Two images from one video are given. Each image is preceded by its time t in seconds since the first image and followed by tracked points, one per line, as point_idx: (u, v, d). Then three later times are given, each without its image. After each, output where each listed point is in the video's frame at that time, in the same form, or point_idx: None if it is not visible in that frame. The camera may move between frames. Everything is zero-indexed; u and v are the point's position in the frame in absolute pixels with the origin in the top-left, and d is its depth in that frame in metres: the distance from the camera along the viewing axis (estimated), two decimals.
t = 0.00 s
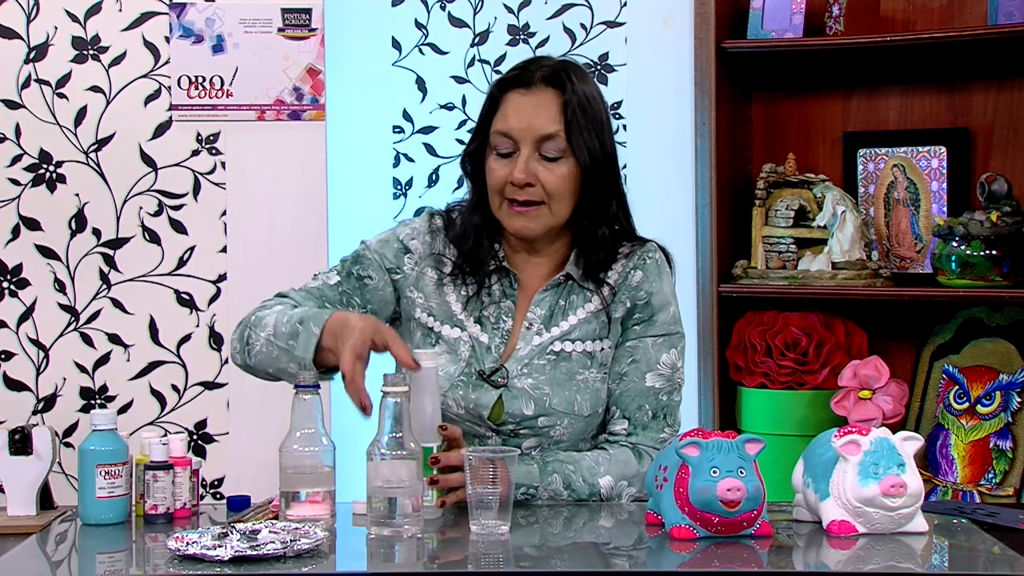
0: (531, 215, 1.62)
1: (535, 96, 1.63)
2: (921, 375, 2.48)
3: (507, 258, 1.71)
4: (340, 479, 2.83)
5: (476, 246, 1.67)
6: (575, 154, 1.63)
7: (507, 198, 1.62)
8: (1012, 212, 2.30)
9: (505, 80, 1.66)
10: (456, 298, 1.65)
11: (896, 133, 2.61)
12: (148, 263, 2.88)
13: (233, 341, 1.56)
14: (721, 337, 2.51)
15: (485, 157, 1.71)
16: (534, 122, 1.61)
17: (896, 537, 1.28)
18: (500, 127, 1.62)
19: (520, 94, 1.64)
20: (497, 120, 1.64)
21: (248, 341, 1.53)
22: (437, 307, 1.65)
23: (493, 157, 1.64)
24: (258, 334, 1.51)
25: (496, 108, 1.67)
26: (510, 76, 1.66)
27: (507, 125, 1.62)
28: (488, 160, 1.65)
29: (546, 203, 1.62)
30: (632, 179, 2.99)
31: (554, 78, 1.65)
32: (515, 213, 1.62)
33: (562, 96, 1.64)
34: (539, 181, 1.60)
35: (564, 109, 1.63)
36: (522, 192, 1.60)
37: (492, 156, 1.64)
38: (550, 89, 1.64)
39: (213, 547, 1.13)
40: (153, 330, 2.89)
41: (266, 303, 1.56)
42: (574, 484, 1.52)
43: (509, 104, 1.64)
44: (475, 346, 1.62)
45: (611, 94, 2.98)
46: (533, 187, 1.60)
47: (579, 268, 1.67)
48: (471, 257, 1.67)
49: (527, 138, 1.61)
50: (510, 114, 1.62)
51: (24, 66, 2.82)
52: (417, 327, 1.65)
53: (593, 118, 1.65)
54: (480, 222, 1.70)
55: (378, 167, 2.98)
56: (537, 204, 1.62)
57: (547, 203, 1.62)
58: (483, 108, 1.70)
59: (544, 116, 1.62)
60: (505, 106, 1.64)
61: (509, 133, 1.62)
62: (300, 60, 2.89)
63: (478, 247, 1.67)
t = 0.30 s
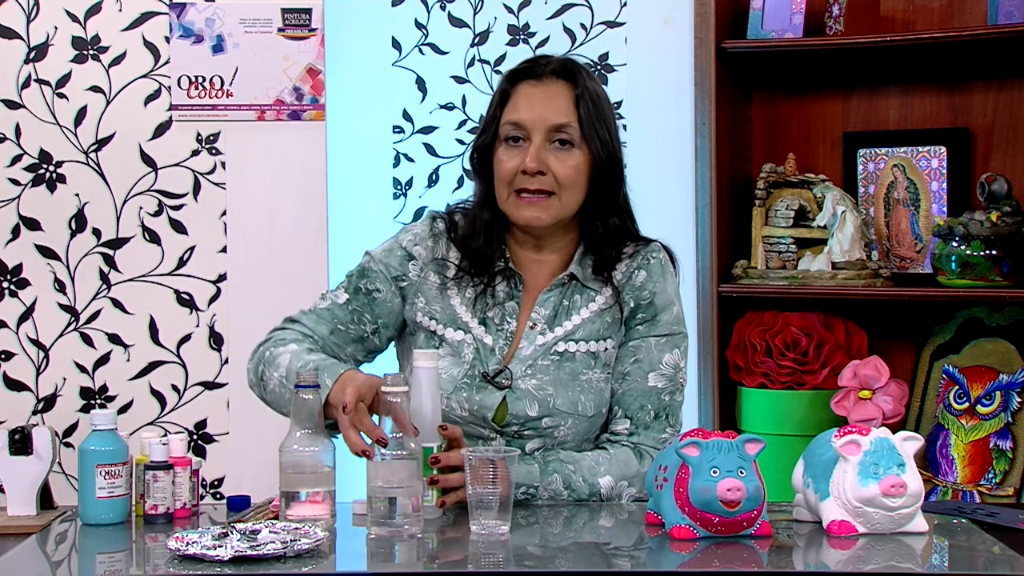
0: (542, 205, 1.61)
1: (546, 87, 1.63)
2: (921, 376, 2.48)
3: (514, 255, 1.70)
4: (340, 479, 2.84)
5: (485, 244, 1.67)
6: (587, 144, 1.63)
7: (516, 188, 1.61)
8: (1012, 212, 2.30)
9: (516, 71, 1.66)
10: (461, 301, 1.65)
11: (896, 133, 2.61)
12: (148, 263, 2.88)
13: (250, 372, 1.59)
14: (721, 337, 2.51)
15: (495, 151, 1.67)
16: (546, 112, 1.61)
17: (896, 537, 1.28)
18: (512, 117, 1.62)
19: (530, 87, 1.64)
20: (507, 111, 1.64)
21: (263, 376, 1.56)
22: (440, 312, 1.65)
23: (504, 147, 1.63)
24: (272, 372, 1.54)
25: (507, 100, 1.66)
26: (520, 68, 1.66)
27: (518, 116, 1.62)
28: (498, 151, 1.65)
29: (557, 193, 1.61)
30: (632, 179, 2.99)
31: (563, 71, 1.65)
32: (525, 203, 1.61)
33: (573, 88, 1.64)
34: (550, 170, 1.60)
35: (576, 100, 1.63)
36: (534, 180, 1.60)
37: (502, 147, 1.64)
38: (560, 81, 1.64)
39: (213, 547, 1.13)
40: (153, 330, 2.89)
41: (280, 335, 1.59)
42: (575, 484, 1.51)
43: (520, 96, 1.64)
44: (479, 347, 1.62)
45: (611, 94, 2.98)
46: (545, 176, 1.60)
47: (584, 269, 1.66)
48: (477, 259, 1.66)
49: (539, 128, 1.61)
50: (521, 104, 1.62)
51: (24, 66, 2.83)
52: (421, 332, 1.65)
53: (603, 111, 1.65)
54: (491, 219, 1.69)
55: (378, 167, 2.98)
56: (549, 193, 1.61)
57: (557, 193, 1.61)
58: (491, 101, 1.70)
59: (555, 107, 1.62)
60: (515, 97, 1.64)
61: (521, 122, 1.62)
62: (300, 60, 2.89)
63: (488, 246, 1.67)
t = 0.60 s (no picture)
0: (545, 213, 1.61)
1: (546, 93, 1.62)
2: (921, 376, 2.48)
3: (513, 256, 1.69)
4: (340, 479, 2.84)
5: (484, 247, 1.66)
6: (588, 149, 1.63)
7: (518, 197, 1.61)
8: (1012, 212, 2.30)
9: (515, 77, 1.65)
10: (459, 303, 1.65)
11: (896, 133, 2.61)
12: (148, 263, 2.89)
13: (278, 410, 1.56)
14: (721, 337, 2.51)
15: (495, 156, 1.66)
16: (546, 119, 1.60)
17: (896, 538, 1.28)
18: (512, 124, 1.62)
19: (530, 92, 1.63)
20: (507, 117, 1.64)
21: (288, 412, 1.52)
22: (438, 316, 1.65)
23: (505, 154, 1.63)
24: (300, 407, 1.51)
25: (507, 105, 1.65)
26: (518, 74, 1.65)
27: (519, 123, 1.61)
28: (498, 157, 1.64)
29: (558, 200, 1.61)
30: (632, 179, 2.99)
31: (562, 75, 1.64)
32: (527, 209, 1.61)
33: (573, 93, 1.63)
34: (552, 177, 1.59)
35: (577, 106, 1.62)
36: (536, 190, 1.59)
37: (503, 152, 1.64)
38: (560, 86, 1.63)
39: (213, 547, 1.13)
40: (153, 330, 2.91)
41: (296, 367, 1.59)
42: (575, 484, 1.49)
43: (520, 101, 1.63)
44: (477, 349, 1.61)
45: (611, 95, 2.98)
46: (547, 184, 1.59)
47: (584, 269, 1.66)
48: (476, 262, 1.65)
49: (540, 135, 1.61)
50: (522, 111, 1.62)
51: (24, 66, 2.84)
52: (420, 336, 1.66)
53: (603, 115, 1.64)
54: (489, 221, 1.69)
55: (378, 167, 2.98)
56: (551, 201, 1.61)
57: (559, 200, 1.61)
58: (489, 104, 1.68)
59: (556, 112, 1.61)
60: (515, 103, 1.63)
61: (522, 130, 1.61)
62: (300, 61, 2.90)
63: (487, 248, 1.67)
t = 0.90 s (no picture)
0: (548, 203, 1.60)
1: (549, 87, 1.63)
2: (921, 376, 2.49)
3: (513, 255, 1.69)
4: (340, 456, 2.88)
5: (484, 247, 1.66)
6: (590, 142, 1.63)
7: (521, 188, 1.61)
8: (1012, 212, 2.30)
9: (516, 72, 1.65)
10: (459, 304, 1.65)
11: (896, 133, 2.61)
12: (148, 263, 2.89)
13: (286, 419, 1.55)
14: (721, 337, 2.52)
15: (496, 153, 1.66)
16: (549, 111, 1.61)
17: (897, 538, 1.28)
18: (515, 116, 1.62)
19: (532, 86, 1.64)
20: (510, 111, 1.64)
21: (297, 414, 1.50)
22: (436, 317, 1.65)
23: (507, 147, 1.63)
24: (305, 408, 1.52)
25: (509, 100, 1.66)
26: (519, 69, 1.65)
27: (522, 114, 1.61)
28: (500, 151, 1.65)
29: (562, 192, 1.60)
30: (632, 179, 2.99)
31: (564, 71, 1.65)
32: (530, 202, 1.60)
33: (575, 88, 1.64)
34: (556, 169, 1.59)
35: (579, 100, 1.63)
36: (540, 180, 1.59)
37: (506, 146, 1.64)
38: (562, 81, 1.64)
39: (213, 547, 1.14)
40: (153, 330, 2.91)
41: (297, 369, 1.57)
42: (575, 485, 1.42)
43: (522, 95, 1.64)
44: (476, 349, 1.61)
45: (611, 95, 2.98)
46: (551, 175, 1.59)
47: (583, 268, 1.65)
48: (476, 263, 1.66)
49: (543, 127, 1.61)
50: (524, 104, 1.62)
51: (24, 66, 2.84)
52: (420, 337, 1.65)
53: (604, 110, 1.65)
54: (491, 220, 1.70)
55: (378, 167, 2.98)
56: (555, 192, 1.60)
57: (563, 191, 1.60)
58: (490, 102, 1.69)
59: (558, 106, 1.62)
60: (517, 97, 1.64)
61: (524, 121, 1.62)
62: (300, 61, 2.90)
63: (487, 248, 1.67)
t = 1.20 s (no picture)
0: (540, 217, 1.60)
1: (542, 101, 1.59)
2: (921, 376, 2.49)
3: (512, 259, 1.69)
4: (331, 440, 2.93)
5: (482, 249, 1.66)
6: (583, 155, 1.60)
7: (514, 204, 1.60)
8: (1012, 212, 2.30)
9: (509, 83, 1.61)
10: (457, 305, 1.64)
11: (896, 133, 2.61)
12: (148, 263, 2.89)
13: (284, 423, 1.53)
14: (720, 337, 2.52)
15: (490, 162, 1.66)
16: (541, 127, 1.57)
17: (896, 538, 1.28)
18: (507, 132, 1.59)
19: (525, 99, 1.59)
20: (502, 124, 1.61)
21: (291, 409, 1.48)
22: (434, 317, 1.64)
23: (501, 161, 1.61)
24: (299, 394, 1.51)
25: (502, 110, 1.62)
26: (513, 80, 1.61)
27: (514, 131, 1.58)
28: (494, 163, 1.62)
29: (553, 208, 1.60)
30: (632, 179, 2.99)
31: (557, 82, 1.60)
32: (523, 218, 1.60)
33: (567, 100, 1.59)
34: (547, 186, 1.58)
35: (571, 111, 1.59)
36: (531, 199, 1.58)
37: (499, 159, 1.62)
38: (555, 92, 1.59)
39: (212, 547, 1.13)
40: (153, 330, 2.91)
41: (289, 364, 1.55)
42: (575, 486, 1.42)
43: (515, 108, 1.60)
44: (476, 350, 1.61)
45: (611, 95, 2.98)
46: (542, 193, 1.58)
47: (582, 269, 1.65)
48: (474, 263, 1.66)
49: (534, 143, 1.58)
50: (517, 119, 1.59)
51: (24, 66, 2.84)
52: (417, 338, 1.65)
53: (597, 118, 1.62)
54: (487, 224, 1.69)
55: (378, 167, 2.98)
56: (545, 209, 1.60)
57: (554, 207, 1.60)
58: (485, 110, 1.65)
59: (550, 122, 1.58)
60: (511, 110, 1.60)
61: (516, 138, 1.58)
62: (300, 61, 2.90)
63: (485, 251, 1.66)
